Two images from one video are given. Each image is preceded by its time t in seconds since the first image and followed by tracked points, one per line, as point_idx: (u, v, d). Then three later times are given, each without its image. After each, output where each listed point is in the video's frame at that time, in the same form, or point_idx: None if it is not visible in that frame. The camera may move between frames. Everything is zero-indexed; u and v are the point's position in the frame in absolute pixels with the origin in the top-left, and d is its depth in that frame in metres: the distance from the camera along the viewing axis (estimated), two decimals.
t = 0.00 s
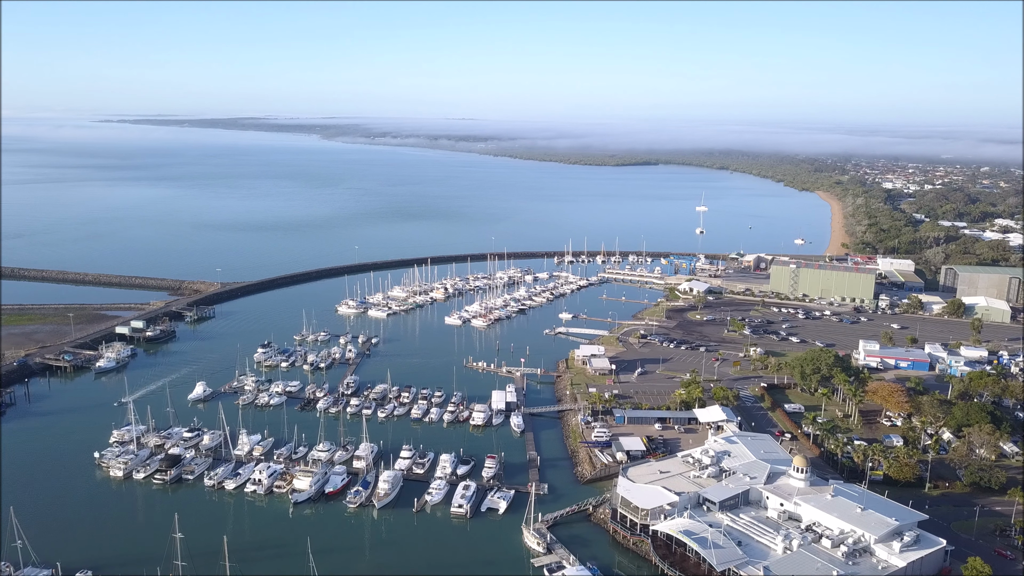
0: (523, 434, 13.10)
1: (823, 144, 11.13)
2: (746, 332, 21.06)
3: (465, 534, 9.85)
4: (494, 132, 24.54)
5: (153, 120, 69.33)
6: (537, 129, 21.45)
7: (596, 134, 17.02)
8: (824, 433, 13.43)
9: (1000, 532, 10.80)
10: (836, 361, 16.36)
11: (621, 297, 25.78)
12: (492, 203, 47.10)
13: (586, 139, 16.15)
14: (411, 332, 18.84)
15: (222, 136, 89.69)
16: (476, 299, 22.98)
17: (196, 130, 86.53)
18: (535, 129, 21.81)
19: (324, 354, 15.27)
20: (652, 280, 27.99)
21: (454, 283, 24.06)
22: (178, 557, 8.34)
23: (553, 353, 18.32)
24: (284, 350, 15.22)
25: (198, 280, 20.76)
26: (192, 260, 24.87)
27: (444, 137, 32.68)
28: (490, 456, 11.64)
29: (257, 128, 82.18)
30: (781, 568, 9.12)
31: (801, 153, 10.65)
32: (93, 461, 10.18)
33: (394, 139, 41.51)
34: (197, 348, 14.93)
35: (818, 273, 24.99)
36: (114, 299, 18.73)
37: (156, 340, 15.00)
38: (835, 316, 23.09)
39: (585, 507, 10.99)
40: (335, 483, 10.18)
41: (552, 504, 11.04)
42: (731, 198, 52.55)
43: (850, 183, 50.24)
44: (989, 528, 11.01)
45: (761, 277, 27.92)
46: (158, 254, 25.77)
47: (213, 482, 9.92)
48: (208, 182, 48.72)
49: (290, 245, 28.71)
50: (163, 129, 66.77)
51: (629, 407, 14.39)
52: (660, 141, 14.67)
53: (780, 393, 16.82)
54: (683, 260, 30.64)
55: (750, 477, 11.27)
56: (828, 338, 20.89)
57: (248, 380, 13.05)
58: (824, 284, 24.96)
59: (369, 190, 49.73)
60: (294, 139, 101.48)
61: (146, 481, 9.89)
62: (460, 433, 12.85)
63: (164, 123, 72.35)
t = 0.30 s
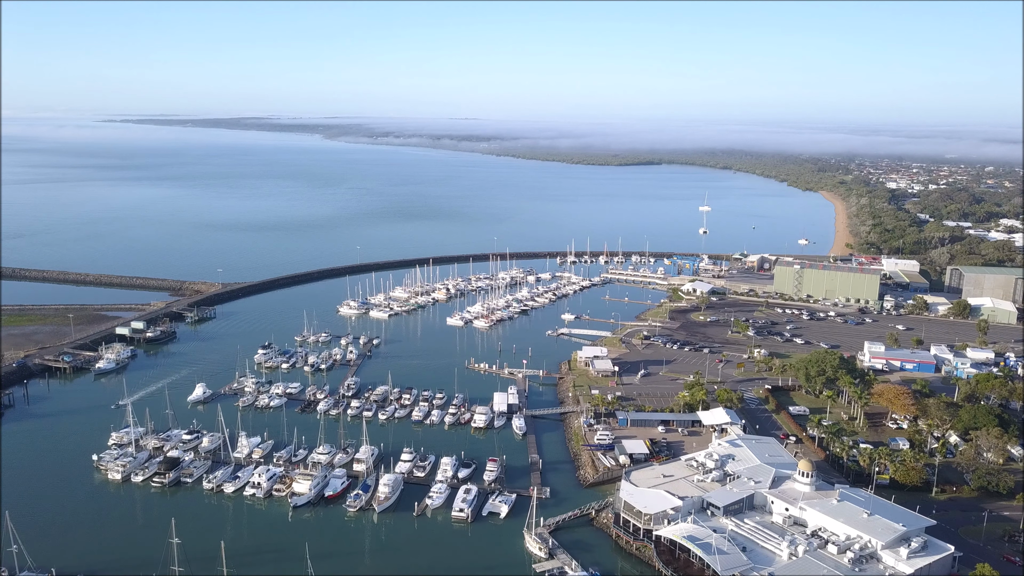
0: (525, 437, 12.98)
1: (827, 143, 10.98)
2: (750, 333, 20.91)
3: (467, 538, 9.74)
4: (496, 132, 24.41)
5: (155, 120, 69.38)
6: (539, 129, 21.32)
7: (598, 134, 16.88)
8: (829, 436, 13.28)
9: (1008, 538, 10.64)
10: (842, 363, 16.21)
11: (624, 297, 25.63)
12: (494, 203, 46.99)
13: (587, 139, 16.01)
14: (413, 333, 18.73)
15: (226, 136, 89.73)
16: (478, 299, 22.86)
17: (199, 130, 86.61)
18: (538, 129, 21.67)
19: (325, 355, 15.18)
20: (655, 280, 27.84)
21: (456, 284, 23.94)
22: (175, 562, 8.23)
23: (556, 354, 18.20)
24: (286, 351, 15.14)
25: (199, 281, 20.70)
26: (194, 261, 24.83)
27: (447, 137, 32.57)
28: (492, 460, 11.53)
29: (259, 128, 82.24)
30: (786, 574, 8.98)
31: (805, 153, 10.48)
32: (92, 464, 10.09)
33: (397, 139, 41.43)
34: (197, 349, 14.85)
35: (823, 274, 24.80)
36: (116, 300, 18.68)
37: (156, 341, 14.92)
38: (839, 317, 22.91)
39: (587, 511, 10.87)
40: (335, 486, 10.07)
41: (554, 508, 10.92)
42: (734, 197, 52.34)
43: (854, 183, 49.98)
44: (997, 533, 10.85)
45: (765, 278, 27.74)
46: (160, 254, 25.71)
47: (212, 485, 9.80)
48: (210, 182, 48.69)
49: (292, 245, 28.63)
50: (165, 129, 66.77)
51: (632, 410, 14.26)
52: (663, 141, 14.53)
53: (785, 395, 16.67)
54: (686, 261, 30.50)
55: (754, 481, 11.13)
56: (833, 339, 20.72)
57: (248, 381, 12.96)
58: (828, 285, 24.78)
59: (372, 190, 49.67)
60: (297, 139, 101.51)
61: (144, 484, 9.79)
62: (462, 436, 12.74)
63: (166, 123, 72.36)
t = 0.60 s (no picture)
0: (535, 440, 12.85)
1: (842, 143, 10.77)
2: (763, 335, 20.66)
3: (475, 543, 9.63)
4: (507, 132, 24.27)
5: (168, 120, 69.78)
6: (549, 129, 21.17)
7: (608, 134, 16.70)
8: (844, 441, 13.06)
9: None
10: (857, 367, 15.95)
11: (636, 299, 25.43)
12: (505, 203, 46.87)
13: (598, 139, 15.84)
14: (423, 334, 18.64)
15: (238, 136, 90.14)
16: (488, 300, 22.74)
17: (211, 130, 87.08)
18: (548, 129, 21.51)
19: (334, 357, 15.13)
20: (667, 281, 27.61)
21: (466, 284, 23.84)
22: (181, 565, 8.17)
23: (566, 356, 18.04)
24: (295, 352, 15.10)
25: (209, 281, 20.72)
26: (206, 261, 24.89)
27: (457, 137, 32.49)
28: (501, 463, 11.41)
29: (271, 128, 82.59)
30: None
31: (821, 153, 10.27)
32: (100, 465, 10.05)
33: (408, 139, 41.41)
34: (206, 350, 14.83)
35: (837, 276, 24.49)
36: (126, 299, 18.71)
37: (166, 341, 14.92)
38: (854, 319, 22.60)
39: (598, 516, 10.73)
40: (342, 490, 9.98)
41: (564, 513, 10.78)
42: (746, 198, 51.92)
43: (868, 184, 49.42)
44: (1017, 542, 10.60)
45: (778, 279, 27.44)
46: (171, 254, 25.77)
47: (219, 487, 9.74)
48: (222, 181, 48.88)
49: (302, 245, 28.65)
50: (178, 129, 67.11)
51: (644, 413, 14.09)
52: (676, 140, 14.33)
53: (799, 399, 16.44)
54: (698, 262, 30.24)
55: (768, 487, 10.95)
56: (848, 342, 20.42)
57: (257, 383, 12.92)
58: (842, 287, 24.46)
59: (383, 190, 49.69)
60: (309, 138, 101.85)
61: (152, 486, 9.74)
62: (471, 439, 12.63)
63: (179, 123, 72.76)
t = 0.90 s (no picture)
0: (550, 444, 12.70)
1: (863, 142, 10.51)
2: (782, 339, 20.35)
3: (488, 548, 9.49)
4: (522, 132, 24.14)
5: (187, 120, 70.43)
6: (564, 129, 20.99)
7: (624, 134, 16.51)
8: (864, 448, 12.77)
9: None
10: (877, 372, 15.63)
11: (652, 300, 25.18)
12: (521, 203, 46.75)
13: (614, 139, 15.64)
14: (437, 335, 18.56)
15: (256, 136, 90.79)
16: (502, 301, 22.61)
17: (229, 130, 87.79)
18: (565, 129, 21.36)
19: (348, 357, 15.10)
20: (684, 283, 27.32)
21: (481, 285, 23.74)
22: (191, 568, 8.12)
23: (581, 358, 17.87)
24: (309, 353, 15.07)
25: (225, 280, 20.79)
26: (222, 260, 24.99)
27: (473, 137, 32.41)
28: (515, 467, 11.27)
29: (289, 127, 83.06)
30: None
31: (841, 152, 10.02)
32: (113, 466, 10.04)
33: (424, 139, 41.40)
34: (220, 350, 14.84)
35: (856, 278, 24.09)
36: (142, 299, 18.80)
37: (181, 341, 14.95)
38: (874, 323, 22.20)
39: (613, 522, 10.55)
40: (355, 493, 9.90)
41: (578, 519, 10.61)
42: (764, 199, 51.38)
43: (887, 184, 48.69)
44: None
45: (796, 281, 27.06)
46: (187, 253, 25.91)
47: (232, 489, 9.70)
48: (239, 181, 49.20)
49: (318, 245, 28.71)
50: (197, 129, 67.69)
51: (660, 417, 13.88)
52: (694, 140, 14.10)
53: (818, 404, 16.14)
54: (715, 263, 29.91)
55: (786, 495, 10.71)
56: (868, 346, 20.06)
57: (271, 383, 12.91)
58: (862, 289, 24.05)
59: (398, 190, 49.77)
60: (326, 138, 102.36)
61: (164, 487, 9.72)
62: (485, 442, 12.51)
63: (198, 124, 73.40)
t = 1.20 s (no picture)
0: (563, 448, 12.55)
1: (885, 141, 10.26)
2: (800, 342, 20.05)
3: (500, 554, 9.37)
4: (538, 133, 24.00)
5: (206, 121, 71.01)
6: (580, 129, 20.82)
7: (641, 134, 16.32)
8: (885, 454, 12.49)
9: None
10: (898, 376, 15.31)
11: (669, 302, 24.93)
12: (536, 204, 46.60)
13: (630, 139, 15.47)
14: (451, 336, 18.48)
15: (273, 136, 91.36)
16: (517, 303, 22.51)
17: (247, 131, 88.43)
18: (581, 129, 21.21)
19: (361, 359, 15.06)
20: (700, 285, 27.05)
21: (495, 286, 23.63)
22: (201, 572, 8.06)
23: (596, 361, 17.70)
24: (322, 354, 15.04)
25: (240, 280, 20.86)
26: (238, 260, 25.10)
27: (489, 137, 32.33)
28: (528, 471, 11.14)
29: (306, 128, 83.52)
30: None
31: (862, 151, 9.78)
32: (125, 467, 10.03)
33: (439, 139, 41.39)
34: (234, 350, 14.84)
35: (876, 280, 23.68)
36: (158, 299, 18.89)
37: (195, 341, 14.98)
38: (894, 326, 21.80)
39: (627, 529, 10.38)
40: (366, 496, 9.81)
41: (592, 525, 10.45)
42: (781, 199, 50.86)
43: (907, 185, 47.94)
44: None
45: (815, 284, 26.67)
46: (204, 253, 26.07)
47: (243, 491, 9.64)
48: (256, 181, 49.50)
49: (333, 246, 28.77)
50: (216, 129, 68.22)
51: (675, 421, 13.69)
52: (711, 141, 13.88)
53: (837, 409, 15.85)
54: (732, 264, 29.59)
55: (805, 502, 10.49)
56: (888, 350, 19.69)
57: (283, 384, 12.89)
58: (882, 291, 23.64)
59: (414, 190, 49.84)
60: (342, 138, 102.81)
61: (176, 488, 9.68)
62: (498, 445, 12.38)
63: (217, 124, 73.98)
